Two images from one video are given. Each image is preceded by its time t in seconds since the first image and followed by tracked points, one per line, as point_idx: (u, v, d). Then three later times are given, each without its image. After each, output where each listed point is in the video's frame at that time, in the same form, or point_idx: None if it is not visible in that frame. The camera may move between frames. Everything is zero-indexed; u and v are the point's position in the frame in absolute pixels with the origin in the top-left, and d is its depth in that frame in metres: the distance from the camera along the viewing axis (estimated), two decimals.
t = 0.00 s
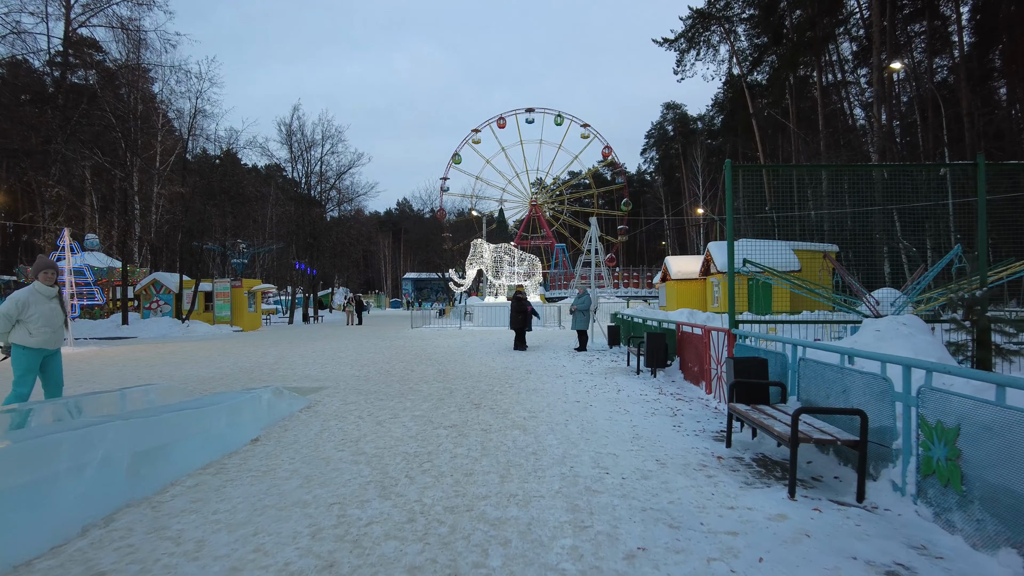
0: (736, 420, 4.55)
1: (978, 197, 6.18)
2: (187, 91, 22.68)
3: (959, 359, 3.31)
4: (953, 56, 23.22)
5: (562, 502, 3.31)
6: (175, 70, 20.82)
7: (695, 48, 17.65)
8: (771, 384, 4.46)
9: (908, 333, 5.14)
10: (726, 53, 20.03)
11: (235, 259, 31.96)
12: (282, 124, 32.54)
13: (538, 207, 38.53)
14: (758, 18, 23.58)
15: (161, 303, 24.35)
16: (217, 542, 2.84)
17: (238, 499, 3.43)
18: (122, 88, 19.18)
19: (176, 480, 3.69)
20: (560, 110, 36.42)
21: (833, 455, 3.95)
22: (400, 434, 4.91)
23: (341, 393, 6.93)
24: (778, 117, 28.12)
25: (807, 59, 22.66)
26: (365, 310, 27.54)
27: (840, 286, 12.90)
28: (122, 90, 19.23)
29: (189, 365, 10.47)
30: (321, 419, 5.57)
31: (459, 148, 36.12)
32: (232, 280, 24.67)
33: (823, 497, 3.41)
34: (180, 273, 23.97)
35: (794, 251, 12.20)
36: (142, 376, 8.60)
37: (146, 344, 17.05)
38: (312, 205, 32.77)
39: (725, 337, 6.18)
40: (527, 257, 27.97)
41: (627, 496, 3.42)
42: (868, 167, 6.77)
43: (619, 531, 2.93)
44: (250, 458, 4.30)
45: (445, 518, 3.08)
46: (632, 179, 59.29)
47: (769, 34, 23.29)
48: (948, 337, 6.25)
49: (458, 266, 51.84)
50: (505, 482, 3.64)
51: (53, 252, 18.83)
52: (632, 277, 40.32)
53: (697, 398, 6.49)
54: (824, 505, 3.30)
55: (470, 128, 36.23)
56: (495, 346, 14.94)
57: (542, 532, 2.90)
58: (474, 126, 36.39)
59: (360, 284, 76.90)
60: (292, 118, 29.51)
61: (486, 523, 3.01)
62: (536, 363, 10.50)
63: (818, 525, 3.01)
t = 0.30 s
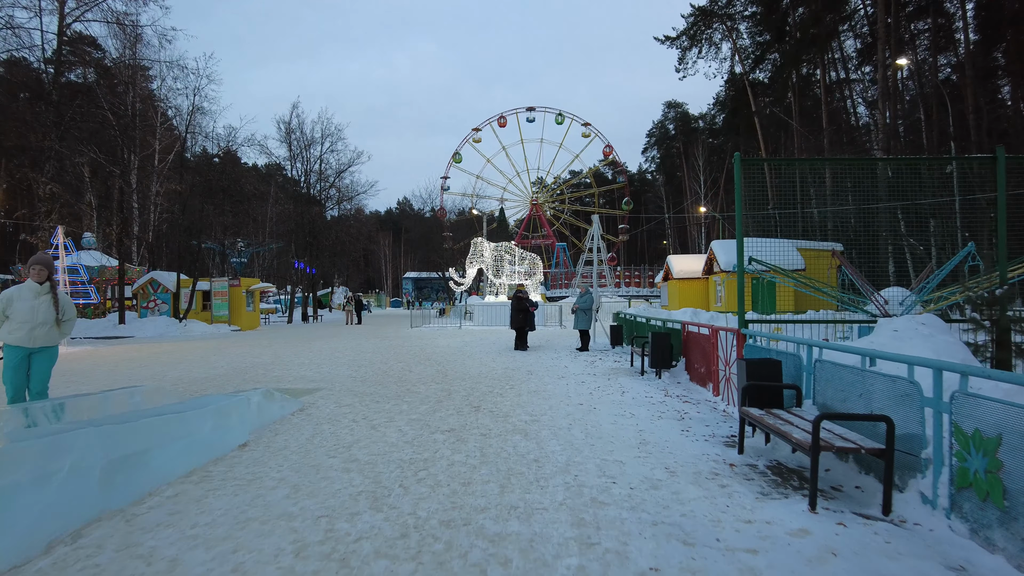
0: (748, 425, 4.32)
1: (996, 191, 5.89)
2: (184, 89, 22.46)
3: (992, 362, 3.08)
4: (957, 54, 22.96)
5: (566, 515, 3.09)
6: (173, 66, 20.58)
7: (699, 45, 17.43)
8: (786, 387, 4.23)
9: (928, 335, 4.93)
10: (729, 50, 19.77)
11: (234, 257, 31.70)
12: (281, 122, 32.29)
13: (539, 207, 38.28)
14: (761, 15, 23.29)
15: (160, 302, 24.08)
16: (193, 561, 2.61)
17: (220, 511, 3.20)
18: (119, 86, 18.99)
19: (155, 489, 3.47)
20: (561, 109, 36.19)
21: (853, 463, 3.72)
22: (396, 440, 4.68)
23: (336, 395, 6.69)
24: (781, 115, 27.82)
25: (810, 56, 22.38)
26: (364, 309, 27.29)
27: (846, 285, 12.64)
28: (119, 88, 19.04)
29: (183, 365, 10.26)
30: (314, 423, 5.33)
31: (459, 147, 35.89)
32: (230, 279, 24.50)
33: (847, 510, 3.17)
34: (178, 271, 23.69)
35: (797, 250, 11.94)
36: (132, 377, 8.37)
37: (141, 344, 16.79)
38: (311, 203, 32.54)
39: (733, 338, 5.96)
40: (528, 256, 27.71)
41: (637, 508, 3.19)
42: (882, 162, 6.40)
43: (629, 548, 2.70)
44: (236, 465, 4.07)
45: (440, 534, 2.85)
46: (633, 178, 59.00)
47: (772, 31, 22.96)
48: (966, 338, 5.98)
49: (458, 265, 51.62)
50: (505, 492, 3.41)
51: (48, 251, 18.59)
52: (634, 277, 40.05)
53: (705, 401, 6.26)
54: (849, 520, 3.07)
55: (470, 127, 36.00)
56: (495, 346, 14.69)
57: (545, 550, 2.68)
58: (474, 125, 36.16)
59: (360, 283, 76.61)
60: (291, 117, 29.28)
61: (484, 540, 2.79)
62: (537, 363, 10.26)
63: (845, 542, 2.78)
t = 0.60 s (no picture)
0: (758, 432, 4.14)
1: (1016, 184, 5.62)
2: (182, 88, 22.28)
3: None
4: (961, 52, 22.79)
5: (570, 531, 2.90)
6: (173, 64, 20.52)
7: (703, 42, 17.47)
8: (799, 392, 4.05)
9: (944, 338, 4.73)
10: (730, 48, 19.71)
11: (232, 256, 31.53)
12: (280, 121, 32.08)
13: (540, 206, 38.09)
14: (763, 13, 23.11)
15: (158, 302, 23.76)
16: None
17: (201, 525, 3.02)
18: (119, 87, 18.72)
19: (135, 502, 3.29)
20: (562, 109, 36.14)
21: (871, 474, 3.53)
22: (391, 446, 4.49)
23: (331, 398, 6.50)
24: (783, 114, 27.60)
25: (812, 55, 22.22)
26: (363, 309, 27.09)
27: (851, 284, 12.45)
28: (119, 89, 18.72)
29: (176, 366, 10.09)
30: (307, 428, 5.15)
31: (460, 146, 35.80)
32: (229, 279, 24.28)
33: (868, 526, 2.98)
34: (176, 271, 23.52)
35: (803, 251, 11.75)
36: (124, 379, 8.17)
37: (137, 344, 16.58)
38: (310, 202, 32.32)
39: (741, 341, 5.76)
40: (529, 255, 27.51)
41: (645, 523, 3.01)
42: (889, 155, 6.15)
43: (638, 569, 2.52)
44: (224, 473, 3.89)
45: (435, 552, 2.67)
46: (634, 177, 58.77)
47: (774, 29, 22.84)
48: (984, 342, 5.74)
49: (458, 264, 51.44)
50: (505, 505, 3.22)
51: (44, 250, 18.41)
52: (635, 276, 39.83)
53: (711, 405, 6.08)
54: (873, 536, 2.87)
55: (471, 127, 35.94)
56: (495, 346, 14.50)
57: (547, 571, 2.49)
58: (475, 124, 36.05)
59: (360, 283, 76.40)
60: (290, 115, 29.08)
61: (483, 559, 2.60)
62: (537, 364, 10.06)
63: (869, 561, 2.59)
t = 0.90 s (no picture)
0: (772, 436, 3.93)
1: None
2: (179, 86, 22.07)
3: None
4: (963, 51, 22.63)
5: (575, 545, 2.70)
6: (170, 61, 20.37)
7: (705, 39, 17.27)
8: (815, 393, 3.84)
9: (962, 338, 4.53)
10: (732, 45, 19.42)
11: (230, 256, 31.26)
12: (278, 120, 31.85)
13: (540, 205, 37.88)
14: (765, 10, 22.89)
15: (155, 302, 23.50)
16: None
17: (178, 538, 2.82)
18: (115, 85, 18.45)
19: (109, 513, 3.08)
20: (563, 108, 35.95)
21: (894, 481, 3.33)
22: (385, 451, 4.29)
23: (325, 400, 6.29)
24: (785, 113, 27.38)
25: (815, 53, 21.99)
26: (362, 309, 26.89)
27: (856, 283, 12.23)
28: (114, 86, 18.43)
29: (169, 366, 9.85)
30: (299, 431, 4.94)
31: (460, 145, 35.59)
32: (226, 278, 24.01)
33: (896, 539, 2.77)
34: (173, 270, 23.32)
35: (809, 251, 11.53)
36: (114, 380, 7.96)
37: (132, 344, 16.35)
38: (309, 201, 32.05)
39: (750, 341, 5.56)
40: (529, 255, 27.29)
41: (656, 536, 2.80)
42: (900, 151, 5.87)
43: None
44: (209, 480, 3.69)
45: (429, 569, 2.47)
46: (634, 177, 58.55)
47: (776, 27, 22.67)
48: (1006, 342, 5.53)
49: (458, 263, 51.20)
50: (505, 516, 3.02)
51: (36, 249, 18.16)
52: (636, 276, 39.61)
53: (718, 406, 5.88)
54: (902, 550, 2.66)
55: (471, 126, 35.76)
56: (495, 346, 14.28)
57: None
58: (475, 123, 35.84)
59: (360, 283, 76.15)
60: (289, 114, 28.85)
61: None
62: (538, 364, 9.85)
63: None
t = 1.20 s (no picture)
0: (788, 446, 3.70)
1: None
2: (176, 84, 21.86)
3: None
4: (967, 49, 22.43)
5: (582, 569, 2.49)
6: (167, 58, 20.16)
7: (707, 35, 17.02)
8: (834, 402, 3.62)
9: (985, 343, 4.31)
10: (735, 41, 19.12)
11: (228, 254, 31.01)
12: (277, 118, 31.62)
13: (541, 204, 37.65)
14: (768, 8, 22.63)
15: (153, 301, 23.30)
16: None
17: (151, 561, 2.60)
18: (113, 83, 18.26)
19: (78, 533, 2.86)
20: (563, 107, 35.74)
21: (922, 497, 3.10)
22: (379, 461, 4.07)
23: (318, 404, 6.07)
24: (787, 111, 27.14)
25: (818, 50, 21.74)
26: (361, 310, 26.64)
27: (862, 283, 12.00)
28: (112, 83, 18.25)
29: (161, 369, 9.61)
30: (289, 439, 4.72)
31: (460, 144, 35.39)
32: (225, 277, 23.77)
33: (929, 564, 2.55)
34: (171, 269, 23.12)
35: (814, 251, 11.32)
36: (103, 384, 7.74)
37: (127, 345, 16.13)
38: (308, 200, 31.84)
39: (760, 344, 5.34)
40: (530, 254, 27.07)
41: (669, 559, 2.58)
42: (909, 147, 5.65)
43: None
44: (190, 493, 3.48)
45: None
46: (635, 176, 58.31)
47: (779, 24, 22.42)
48: None
49: (458, 263, 50.95)
50: (505, 536, 2.80)
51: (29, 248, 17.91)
52: (637, 275, 39.40)
53: (727, 412, 5.66)
54: None
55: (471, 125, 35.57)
56: (495, 347, 14.04)
57: None
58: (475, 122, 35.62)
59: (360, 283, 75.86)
60: (287, 111, 28.62)
61: None
62: (539, 366, 9.63)
63: None
